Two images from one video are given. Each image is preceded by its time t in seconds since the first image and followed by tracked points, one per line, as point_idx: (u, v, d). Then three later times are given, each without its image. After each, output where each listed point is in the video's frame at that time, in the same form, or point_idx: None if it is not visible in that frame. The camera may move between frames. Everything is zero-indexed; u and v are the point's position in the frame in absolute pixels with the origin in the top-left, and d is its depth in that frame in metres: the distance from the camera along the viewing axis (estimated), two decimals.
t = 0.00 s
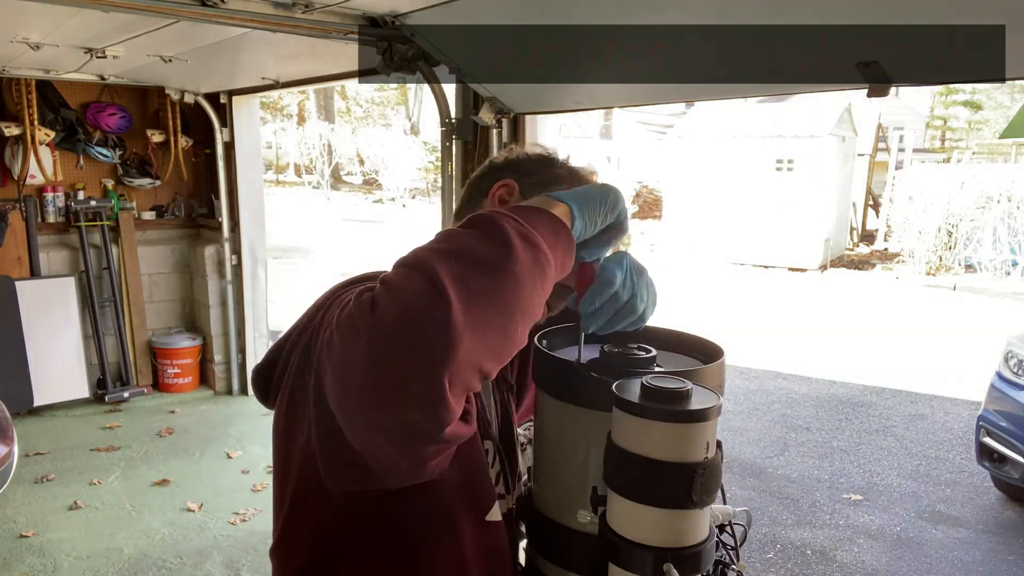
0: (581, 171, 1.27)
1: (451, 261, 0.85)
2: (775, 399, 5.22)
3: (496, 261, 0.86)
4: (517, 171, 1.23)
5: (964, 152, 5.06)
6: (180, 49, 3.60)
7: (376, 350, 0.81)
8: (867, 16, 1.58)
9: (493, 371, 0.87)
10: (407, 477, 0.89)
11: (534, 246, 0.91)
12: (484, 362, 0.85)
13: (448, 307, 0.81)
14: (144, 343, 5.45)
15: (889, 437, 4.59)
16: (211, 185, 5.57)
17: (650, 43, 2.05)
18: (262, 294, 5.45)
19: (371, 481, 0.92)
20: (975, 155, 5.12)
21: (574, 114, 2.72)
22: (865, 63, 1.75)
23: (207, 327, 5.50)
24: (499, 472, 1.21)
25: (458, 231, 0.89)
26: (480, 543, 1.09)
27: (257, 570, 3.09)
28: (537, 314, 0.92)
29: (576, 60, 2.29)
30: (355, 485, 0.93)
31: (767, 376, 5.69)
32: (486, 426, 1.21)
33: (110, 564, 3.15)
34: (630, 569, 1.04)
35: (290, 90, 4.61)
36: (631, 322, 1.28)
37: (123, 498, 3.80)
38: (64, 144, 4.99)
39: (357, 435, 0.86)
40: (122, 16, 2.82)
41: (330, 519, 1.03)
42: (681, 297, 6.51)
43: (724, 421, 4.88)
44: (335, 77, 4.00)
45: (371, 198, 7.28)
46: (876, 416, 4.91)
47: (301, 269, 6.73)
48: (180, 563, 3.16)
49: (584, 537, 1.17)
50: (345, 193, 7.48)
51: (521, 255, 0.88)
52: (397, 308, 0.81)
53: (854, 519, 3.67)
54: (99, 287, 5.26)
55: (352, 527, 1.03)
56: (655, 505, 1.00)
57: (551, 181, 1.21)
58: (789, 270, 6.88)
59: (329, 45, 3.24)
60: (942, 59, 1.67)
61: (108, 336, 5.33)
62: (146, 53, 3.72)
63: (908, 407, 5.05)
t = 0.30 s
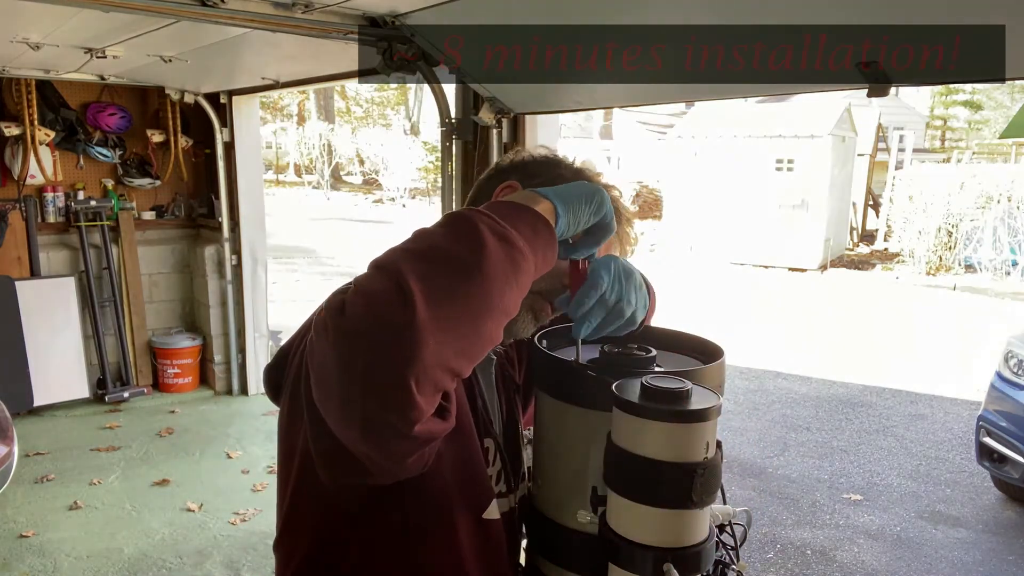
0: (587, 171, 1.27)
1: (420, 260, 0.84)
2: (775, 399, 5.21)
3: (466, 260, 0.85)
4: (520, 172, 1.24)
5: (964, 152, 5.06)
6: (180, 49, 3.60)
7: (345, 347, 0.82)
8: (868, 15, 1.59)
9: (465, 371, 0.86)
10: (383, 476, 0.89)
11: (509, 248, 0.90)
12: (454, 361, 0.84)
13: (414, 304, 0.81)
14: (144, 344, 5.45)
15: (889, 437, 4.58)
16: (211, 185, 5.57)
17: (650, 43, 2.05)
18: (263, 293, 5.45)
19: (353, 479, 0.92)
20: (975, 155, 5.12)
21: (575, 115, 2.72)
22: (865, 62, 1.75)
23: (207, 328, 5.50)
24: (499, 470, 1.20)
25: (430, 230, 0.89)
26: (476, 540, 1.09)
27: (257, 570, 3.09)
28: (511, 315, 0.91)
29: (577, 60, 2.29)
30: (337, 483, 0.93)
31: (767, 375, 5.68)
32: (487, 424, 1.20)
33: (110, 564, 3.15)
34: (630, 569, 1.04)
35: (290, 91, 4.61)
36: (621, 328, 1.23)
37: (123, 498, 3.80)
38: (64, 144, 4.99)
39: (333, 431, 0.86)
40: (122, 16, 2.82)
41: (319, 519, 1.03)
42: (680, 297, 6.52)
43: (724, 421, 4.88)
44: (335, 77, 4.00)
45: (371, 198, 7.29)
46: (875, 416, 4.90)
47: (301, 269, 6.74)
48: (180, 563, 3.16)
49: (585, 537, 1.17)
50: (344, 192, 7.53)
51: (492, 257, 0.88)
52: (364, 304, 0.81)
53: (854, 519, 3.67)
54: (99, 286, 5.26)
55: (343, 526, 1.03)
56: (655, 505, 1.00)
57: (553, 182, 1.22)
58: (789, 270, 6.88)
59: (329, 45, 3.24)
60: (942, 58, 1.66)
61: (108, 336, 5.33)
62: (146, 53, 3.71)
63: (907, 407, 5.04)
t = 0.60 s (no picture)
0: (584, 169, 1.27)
1: (422, 278, 0.83)
2: (775, 399, 5.21)
3: (463, 280, 0.84)
4: (515, 169, 1.24)
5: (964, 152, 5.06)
6: (180, 50, 3.60)
7: (343, 363, 0.82)
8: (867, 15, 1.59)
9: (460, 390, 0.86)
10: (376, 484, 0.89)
11: (509, 269, 0.89)
12: (448, 381, 0.84)
13: (413, 322, 0.80)
14: (144, 344, 5.45)
15: (889, 437, 4.58)
16: (211, 186, 5.56)
17: (650, 43, 2.05)
18: (263, 293, 5.46)
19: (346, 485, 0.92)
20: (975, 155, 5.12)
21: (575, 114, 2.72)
22: (865, 63, 1.76)
23: (207, 328, 5.49)
24: (496, 471, 1.20)
25: (432, 249, 0.87)
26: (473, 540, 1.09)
27: (257, 570, 3.09)
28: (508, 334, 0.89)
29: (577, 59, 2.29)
30: (330, 487, 0.93)
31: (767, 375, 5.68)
32: (484, 425, 1.20)
33: (110, 564, 3.15)
34: (630, 569, 1.04)
35: (290, 91, 4.61)
36: (639, 310, 1.27)
37: (123, 498, 3.80)
38: (64, 144, 4.99)
39: (327, 441, 0.87)
40: (122, 16, 2.82)
41: (315, 518, 1.03)
42: (680, 297, 6.53)
43: (724, 421, 4.89)
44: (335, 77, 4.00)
45: (371, 198, 7.30)
46: (876, 416, 4.90)
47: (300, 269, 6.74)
48: (180, 563, 3.16)
49: (585, 538, 1.17)
50: (344, 192, 7.55)
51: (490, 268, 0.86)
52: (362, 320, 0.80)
53: (854, 518, 3.67)
54: (99, 286, 5.26)
55: (337, 528, 1.03)
56: (655, 505, 1.00)
57: (548, 179, 1.21)
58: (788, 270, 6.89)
59: (328, 45, 3.24)
60: (942, 58, 1.67)
61: (108, 336, 5.33)
62: (146, 53, 3.72)
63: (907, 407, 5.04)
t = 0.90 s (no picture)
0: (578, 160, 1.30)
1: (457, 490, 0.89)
2: (774, 399, 5.21)
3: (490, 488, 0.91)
4: (509, 161, 1.28)
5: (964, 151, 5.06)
6: (180, 50, 3.61)
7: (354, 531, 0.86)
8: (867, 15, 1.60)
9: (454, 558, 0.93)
10: None
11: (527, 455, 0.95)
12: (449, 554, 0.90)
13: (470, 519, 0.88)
14: (144, 344, 5.45)
15: (889, 437, 4.58)
16: (211, 186, 5.56)
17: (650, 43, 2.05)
18: (262, 294, 5.47)
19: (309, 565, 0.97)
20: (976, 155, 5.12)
21: (575, 114, 2.72)
22: (866, 63, 1.76)
23: (207, 327, 5.50)
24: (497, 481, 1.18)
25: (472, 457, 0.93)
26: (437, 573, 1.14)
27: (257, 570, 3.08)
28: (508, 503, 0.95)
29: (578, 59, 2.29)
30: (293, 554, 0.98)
31: (767, 375, 5.67)
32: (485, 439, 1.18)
33: (110, 564, 3.15)
34: (631, 569, 1.04)
35: (290, 91, 4.61)
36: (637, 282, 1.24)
37: (123, 498, 3.80)
38: (64, 144, 4.99)
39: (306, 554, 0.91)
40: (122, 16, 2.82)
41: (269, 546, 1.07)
42: (680, 297, 6.53)
43: (724, 421, 4.88)
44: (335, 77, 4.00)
45: (371, 198, 7.32)
46: (876, 416, 4.90)
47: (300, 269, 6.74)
48: (180, 563, 3.16)
49: (585, 538, 1.17)
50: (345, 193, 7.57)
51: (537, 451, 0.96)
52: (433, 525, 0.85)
53: (854, 519, 3.67)
54: (99, 286, 5.26)
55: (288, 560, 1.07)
56: (656, 505, 1.00)
57: (540, 173, 1.24)
58: (788, 270, 6.89)
59: (328, 45, 3.24)
60: (942, 58, 1.67)
61: (108, 336, 5.34)
62: (146, 53, 3.72)
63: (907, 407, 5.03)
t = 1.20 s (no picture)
0: (541, 130, 1.25)
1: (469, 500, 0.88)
2: (775, 399, 5.21)
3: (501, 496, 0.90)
4: (471, 143, 1.23)
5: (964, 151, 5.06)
6: (181, 50, 3.61)
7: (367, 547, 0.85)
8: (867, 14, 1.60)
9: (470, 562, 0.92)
10: None
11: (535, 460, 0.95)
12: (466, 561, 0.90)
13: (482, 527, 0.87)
14: (144, 344, 5.45)
15: (889, 437, 4.58)
16: (211, 186, 5.56)
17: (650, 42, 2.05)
18: (263, 294, 5.48)
19: None
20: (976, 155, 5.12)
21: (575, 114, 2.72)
22: (868, 62, 1.75)
23: (207, 327, 5.49)
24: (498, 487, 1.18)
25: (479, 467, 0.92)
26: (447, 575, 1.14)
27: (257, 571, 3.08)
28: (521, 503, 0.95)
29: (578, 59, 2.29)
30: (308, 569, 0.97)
31: (767, 375, 5.67)
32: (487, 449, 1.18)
33: (110, 564, 3.15)
34: (630, 569, 1.04)
35: (290, 90, 4.61)
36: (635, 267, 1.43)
37: (123, 498, 3.80)
38: (64, 144, 4.99)
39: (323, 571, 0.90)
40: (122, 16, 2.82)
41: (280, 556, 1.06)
42: (680, 297, 6.53)
43: (724, 421, 4.88)
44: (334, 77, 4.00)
45: (371, 198, 7.31)
46: (876, 416, 4.90)
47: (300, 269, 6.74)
48: (180, 563, 3.16)
49: (585, 537, 1.17)
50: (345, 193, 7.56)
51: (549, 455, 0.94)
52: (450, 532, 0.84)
53: (854, 519, 3.67)
54: (99, 286, 5.26)
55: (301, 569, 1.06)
56: (656, 505, 1.00)
57: (506, 155, 1.20)
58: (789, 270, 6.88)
59: (328, 45, 3.24)
60: (942, 59, 1.65)
61: (108, 336, 5.34)
62: (146, 53, 3.72)
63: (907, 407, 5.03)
